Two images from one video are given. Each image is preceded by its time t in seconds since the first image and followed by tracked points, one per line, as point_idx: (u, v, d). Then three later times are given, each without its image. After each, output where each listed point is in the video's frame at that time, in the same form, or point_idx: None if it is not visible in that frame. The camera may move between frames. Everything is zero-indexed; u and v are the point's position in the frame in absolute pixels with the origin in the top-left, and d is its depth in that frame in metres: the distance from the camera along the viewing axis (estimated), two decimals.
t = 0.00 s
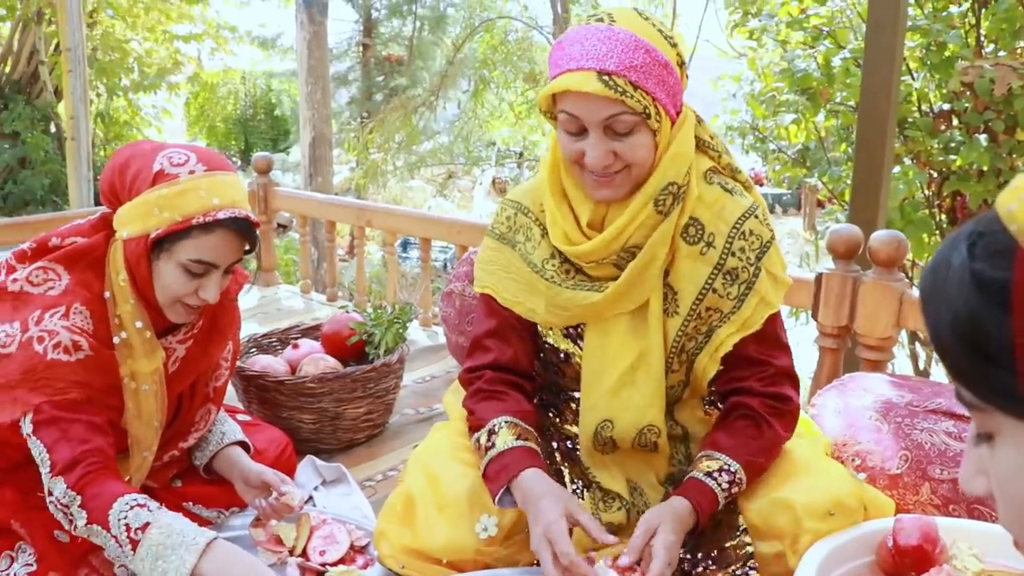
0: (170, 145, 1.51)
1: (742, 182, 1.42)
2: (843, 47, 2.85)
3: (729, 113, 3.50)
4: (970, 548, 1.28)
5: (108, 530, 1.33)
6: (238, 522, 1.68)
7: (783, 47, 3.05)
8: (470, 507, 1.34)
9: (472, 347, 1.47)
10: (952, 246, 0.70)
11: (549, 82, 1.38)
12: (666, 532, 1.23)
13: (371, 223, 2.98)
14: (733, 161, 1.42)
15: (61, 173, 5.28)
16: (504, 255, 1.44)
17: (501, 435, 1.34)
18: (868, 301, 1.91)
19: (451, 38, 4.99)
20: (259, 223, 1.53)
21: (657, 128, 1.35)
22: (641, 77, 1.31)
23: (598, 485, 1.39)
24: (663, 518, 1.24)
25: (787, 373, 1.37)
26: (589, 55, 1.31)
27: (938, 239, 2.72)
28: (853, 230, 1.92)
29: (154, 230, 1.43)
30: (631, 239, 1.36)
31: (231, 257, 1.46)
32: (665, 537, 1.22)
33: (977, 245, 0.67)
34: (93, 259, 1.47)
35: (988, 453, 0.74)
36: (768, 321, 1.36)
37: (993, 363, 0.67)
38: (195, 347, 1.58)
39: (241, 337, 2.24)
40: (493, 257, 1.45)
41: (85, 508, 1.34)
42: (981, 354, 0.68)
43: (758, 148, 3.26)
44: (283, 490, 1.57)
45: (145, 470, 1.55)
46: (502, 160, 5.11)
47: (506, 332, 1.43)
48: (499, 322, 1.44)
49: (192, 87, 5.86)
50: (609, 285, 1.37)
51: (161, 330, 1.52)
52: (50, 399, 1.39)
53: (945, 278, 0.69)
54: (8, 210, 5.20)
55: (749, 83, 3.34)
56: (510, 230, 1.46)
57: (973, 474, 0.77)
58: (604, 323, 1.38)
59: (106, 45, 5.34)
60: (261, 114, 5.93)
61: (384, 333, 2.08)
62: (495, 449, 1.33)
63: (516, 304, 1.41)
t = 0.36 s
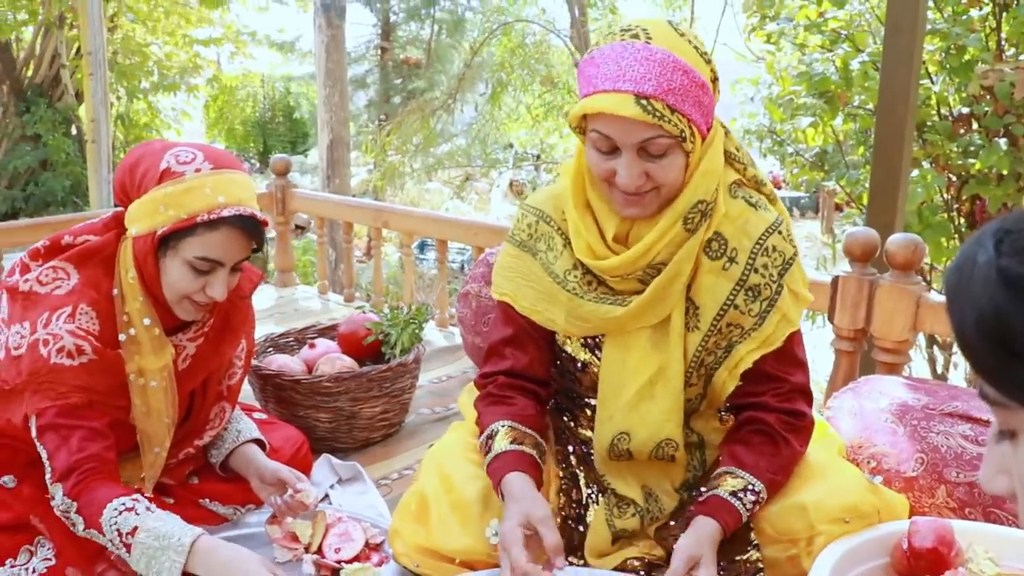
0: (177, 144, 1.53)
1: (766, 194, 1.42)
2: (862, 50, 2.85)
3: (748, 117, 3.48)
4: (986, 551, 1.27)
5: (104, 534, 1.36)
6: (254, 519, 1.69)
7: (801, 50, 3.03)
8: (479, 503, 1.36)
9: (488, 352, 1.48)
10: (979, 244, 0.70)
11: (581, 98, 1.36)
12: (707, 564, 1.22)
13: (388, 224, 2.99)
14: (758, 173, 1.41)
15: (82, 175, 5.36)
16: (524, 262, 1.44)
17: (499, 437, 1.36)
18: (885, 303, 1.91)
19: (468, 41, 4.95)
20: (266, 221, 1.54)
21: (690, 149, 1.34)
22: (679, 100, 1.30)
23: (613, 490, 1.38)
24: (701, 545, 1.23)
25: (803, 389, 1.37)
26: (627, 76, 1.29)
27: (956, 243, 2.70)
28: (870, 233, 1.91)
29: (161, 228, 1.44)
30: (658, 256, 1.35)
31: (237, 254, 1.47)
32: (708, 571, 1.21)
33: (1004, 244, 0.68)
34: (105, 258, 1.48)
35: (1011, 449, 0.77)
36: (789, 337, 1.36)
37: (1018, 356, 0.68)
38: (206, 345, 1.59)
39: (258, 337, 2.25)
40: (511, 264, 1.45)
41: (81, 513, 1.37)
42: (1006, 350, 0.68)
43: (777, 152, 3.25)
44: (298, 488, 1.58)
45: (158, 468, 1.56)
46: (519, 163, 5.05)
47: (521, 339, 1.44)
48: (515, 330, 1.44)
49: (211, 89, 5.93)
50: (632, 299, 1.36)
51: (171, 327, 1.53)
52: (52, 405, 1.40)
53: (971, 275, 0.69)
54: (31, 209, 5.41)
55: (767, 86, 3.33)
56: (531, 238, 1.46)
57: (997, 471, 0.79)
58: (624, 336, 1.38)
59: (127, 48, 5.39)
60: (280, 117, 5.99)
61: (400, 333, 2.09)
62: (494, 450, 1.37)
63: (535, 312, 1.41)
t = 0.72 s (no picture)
0: (204, 146, 1.54)
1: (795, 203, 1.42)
2: (879, 52, 2.83)
3: (763, 119, 3.47)
4: (1000, 554, 1.26)
5: (139, 528, 1.36)
6: (269, 516, 1.71)
7: (817, 52, 3.03)
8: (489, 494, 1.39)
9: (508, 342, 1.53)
10: (984, 249, 0.73)
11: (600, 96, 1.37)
12: (721, 557, 1.22)
13: (403, 226, 3.01)
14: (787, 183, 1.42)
15: (98, 176, 6.14)
16: (544, 255, 1.46)
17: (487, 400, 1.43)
18: (899, 305, 1.90)
19: (484, 43, 5.02)
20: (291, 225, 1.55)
21: (698, 156, 1.33)
22: (685, 106, 1.29)
23: (626, 488, 1.37)
24: (715, 539, 1.23)
25: (818, 391, 1.37)
26: (636, 75, 1.31)
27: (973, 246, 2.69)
28: (885, 235, 1.90)
29: (187, 229, 1.46)
30: (671, 264, 1.35)
31: (262, 257, 1.49)
32: (722, 565, 1.21)
33: (1008, 248, 0.71)
34: (129, 257, 1.50)
35: (1017, 450, 0.80)
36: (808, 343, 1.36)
37: (1020, 357, 0.71)
38: (226, 345, 1.61)
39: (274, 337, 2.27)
40: (533, 256, 1.46)
41: (114, 507, 1.38)
42: (1007, 350, 0.72)
43: (793, 155, 3.24)
44: (313, 485, 1.59)
45: (179, 464, 1.58)
46: (535, 163, 5.14)
47: (534, 328, 1.48)
48: (528, 319, 1.49)
49: (228, 91, 6.02)
50: (643, 301, 1.37)
51: (193, 327, 1.54)
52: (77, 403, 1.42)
53: (974, 279, 0.73)
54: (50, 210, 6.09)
55: (783, 89, 3.32)
56: (550, 231, 1.47)
57: (1005, 477, 0.82)
58: (641, 336, 1.38)
59: (144, 50, 5.48)
60: (295, 118, 6.03)
61: (415, 333, 2.10)
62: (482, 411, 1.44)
63: (552, 305, 1.42)
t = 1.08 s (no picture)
0: (222, 146, 1.56)
1: (811, 204, 1.42)
2: (894, 53, 2.82)
3: (778, 120, 3.46)
4: (1015, 554, 1.27)
5: (154, 524, 1.38)
6: (285, 515, 1.73)
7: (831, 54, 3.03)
8: (496, 490, 1.39)
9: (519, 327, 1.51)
10: (998, 250, 0.74)
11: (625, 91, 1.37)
12: (731, 550, 1.23)
13: (417, 225, 3.02)
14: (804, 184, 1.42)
15: (113, 176, 6.22)
16: (559, 239, 1.46)
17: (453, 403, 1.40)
18: (913, 306, 1.90)
19: (497, 44, 5.07)
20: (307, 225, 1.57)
21: (722, 155, 1.33)
22: (713, 106, 1.29)
23: (638, 483, 1.38)
24: (726, 533, 1.24)
25: (831, 391, 1.37)
26: (666, 74, 1.30)
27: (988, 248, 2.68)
28: (899, 236, 1.90)
29: (206, 228, 1.47)
30: (687, 260, 1.36)
31: (278, 255, 1.50)
32: (731, 559, 1.22)
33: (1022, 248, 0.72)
34: (148, 255, 1.52)
35: None
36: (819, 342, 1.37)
37: None
38: (244, 341, 1.62)
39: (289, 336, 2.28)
40: (549, 240, 1.47)
41: (132, 503, 1.39)
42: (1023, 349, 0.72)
43: (807, 156, 3.24)
44: (328, 483, 1.60)
45: (195, 461, 1.59)
46: (548, 165, 5.21)
47: (538, 307, 1.46)
48: (532, 299, 1.46)
49: (244, 92, 6.09)
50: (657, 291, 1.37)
51: (210, 324, 1.56)
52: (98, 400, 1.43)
53: (989, 279, 0.74)
54: (66, 210, 6.20)
55: (797, 90, 3.32)
56: (567, 216, 1.48)
57: None
58: (654, 326, 1.39)
59: (159, 51, 5.51)
60: (310, 119, 6.09)
61: (430, 333, 2.11)
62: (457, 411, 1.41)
63: (565, 290, 1.43)
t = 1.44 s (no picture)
0: (230, 141, 1.57)
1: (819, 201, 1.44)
2: (908, 53, 2.82)
3: (791, 120, 3.45)
4: None
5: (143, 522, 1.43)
6: (299, 510, 1.72)
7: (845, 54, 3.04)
8: (517, 489, 1.37)
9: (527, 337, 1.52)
10: (1005, 246, 0.75)
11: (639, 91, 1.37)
12: (733, 544, 1.24)
13: (430, 224, 3.03)
14: (810, 179, 1.43)
15: (125, 175, 6.26)
16: (571, 249, 1.47)
17: (535, 405, 1.38)
18: (927, 305, 1.90)
19: (510, 44, 5.11)
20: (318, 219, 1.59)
21: (743, 149, 1.35)
22: (736, 99, 1.30)
23: (651, 484, 1.39)
24: (730, 525, 1.25)
25: (843, 390, 1.37)
26: (687, 70, 1.30)
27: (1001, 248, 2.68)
28: (912, 235, 1.90)
29: (218, 222, 1.48)
30: (704, 254, 1.37)
31: (290, 249, 1.52)
32: (732, 553, 1.23)
33: None
34: (166, 252, 1.52)
35: None
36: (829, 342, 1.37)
37: None
38: (258, 337, 1.63)
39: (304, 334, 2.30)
40: (560, 250, 1.47)
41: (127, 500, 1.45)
42: None
43: (819, 155, 3.24)
44: (344, 479, 1.62)
45: (209, 456, 1.60)
46: (560, 164, 5.26)
47: (559, 324, 1.48)
48: (553, 312, 1.48)
49: (256, 91, 6.16)
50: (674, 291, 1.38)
51: (224, 319, 1.57)
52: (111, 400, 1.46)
53: (995, 275, 0.74)
54: (79, 209, 6.28)
55: (810, 90, 3.31)
56: (578, 226, 1.49)
57: None
58: (667, 328, 1.39)
59: (173, 50, 5.58)
60: (322, 118, 6.17)
61: (444, 331, 2.12)
62: (526, 417, 1.38)
63: (580, 299, 1.43)
